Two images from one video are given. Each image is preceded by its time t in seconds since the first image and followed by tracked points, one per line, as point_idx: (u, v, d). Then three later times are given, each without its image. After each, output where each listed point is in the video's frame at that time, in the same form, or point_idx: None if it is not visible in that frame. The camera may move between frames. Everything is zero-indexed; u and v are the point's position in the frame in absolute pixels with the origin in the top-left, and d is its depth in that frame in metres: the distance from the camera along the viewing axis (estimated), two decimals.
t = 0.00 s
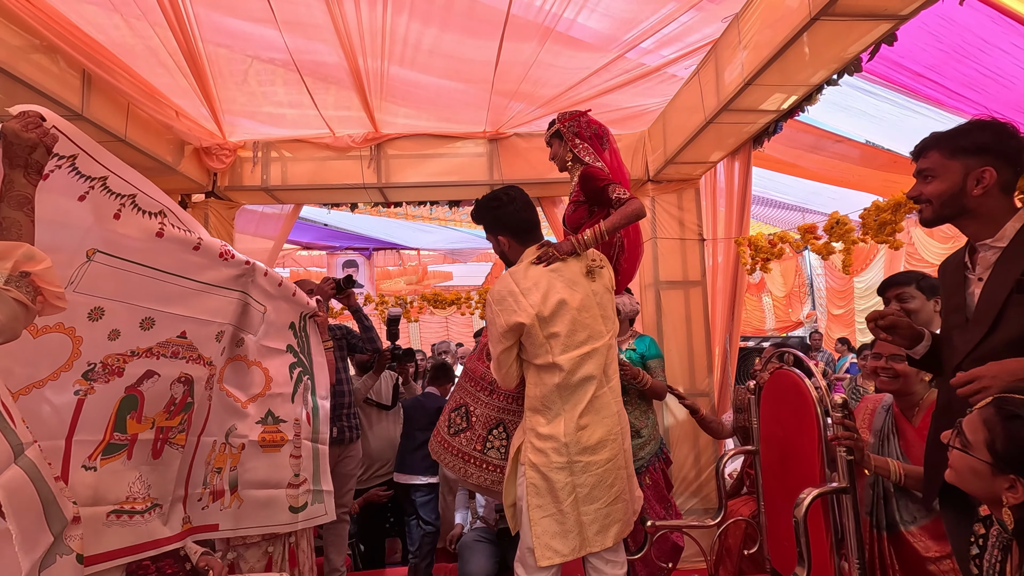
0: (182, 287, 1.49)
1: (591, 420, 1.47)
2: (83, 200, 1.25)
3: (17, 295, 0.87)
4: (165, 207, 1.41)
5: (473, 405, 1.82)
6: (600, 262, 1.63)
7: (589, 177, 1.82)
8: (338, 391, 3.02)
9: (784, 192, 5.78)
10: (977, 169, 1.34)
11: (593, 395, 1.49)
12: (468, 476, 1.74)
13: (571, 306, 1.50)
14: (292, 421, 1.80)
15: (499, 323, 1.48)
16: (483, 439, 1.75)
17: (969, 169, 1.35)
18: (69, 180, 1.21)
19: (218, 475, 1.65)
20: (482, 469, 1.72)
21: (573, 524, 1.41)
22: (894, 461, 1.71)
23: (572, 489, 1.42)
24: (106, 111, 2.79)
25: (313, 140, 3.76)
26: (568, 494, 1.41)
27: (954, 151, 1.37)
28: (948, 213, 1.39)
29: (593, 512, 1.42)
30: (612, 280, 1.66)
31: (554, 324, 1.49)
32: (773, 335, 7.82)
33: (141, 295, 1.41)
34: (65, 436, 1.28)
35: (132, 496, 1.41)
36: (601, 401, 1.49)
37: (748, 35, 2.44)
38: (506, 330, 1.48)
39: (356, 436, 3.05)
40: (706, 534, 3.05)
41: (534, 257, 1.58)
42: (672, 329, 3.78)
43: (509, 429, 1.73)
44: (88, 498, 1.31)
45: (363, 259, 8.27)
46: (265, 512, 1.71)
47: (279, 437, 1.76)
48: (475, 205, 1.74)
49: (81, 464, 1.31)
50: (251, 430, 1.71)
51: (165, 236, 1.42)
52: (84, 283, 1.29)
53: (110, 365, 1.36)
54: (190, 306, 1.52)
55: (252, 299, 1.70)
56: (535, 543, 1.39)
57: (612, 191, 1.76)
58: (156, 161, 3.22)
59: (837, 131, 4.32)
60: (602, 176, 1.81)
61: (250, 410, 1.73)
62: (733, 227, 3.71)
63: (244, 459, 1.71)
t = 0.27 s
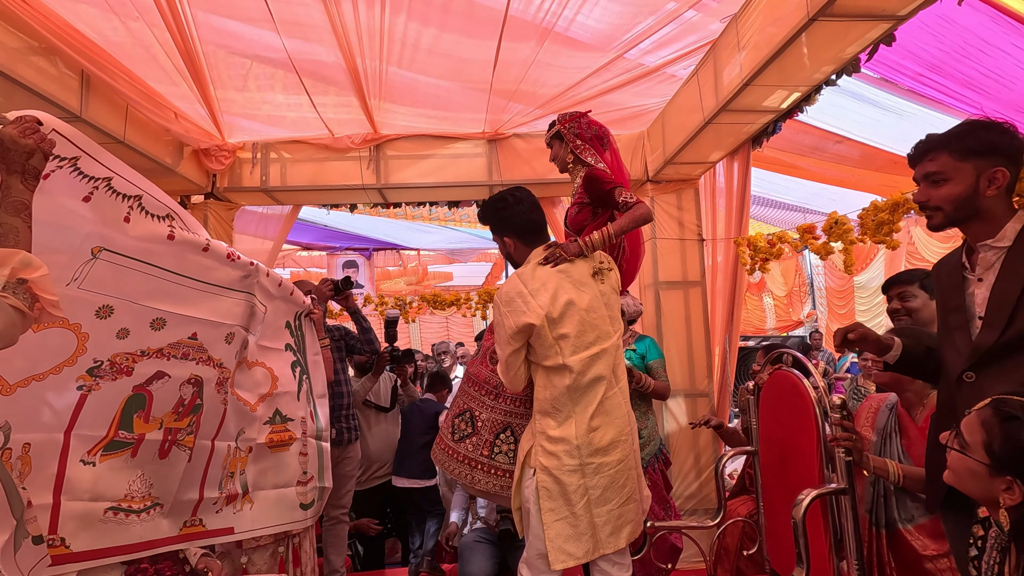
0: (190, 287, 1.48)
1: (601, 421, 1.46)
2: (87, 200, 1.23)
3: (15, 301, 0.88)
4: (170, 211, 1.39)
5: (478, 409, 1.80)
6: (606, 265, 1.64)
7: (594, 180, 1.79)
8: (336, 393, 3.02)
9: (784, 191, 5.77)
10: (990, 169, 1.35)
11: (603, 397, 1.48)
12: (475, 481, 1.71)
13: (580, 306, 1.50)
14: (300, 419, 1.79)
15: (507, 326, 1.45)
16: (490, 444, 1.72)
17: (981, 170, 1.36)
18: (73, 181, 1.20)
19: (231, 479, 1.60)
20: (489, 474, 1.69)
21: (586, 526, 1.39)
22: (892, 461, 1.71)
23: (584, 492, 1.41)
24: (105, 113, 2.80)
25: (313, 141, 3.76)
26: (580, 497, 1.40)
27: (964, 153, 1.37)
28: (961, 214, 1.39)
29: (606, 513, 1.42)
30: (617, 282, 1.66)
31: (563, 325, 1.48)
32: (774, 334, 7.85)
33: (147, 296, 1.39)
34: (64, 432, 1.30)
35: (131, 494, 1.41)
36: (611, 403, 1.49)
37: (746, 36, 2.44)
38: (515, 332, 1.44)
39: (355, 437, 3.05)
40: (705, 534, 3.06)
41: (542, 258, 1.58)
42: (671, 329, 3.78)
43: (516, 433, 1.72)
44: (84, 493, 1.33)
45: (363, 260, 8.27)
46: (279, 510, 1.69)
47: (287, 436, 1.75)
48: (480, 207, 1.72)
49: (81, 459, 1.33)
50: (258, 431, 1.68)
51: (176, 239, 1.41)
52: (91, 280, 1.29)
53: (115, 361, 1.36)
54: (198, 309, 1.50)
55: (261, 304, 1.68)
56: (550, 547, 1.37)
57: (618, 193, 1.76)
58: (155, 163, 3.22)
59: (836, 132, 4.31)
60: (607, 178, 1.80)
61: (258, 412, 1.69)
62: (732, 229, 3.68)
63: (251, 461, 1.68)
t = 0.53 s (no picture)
0: (195, 288, 1.48)
1: (607, 422, 1.45)
2: (101, 215, 1.26)
3: (13, 303, 0.88)
4: (173, 220, 1.42)
5: (480, 413, 1.68)
6: (609, 263, 1.63)
7: (595, 177, 1.78)
8: (334, 393, 3.02)
9: (784, 190, 5.77)
10: (991, 169, 1.35)
11: (608, 397, 1.47)
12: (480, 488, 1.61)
13: (582, 305, 1.49)
14: (302, 417, 1.80)
15: (511, 325, 1.45)
16: (494, 450, 1.62)
17: (983, 170, 1.36)
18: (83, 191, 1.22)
19: (241, 480, 1.60)
20: (494, 480, 1.59)
21: (593, 526, 1.39)
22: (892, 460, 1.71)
23: (591, 493, 1.41)
24: (104, 114, 2.80)
25: (312, 141, 3.76)
26: (586, 498, 1.40)
27: (966, 154, 1.36)
28: (966, 215, 1.38)
29: (613, 513, 1.41)
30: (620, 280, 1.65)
31: (566, 324, 1.47)
32: (775, 332, 7.87)
33: (153, 298, 1.39)
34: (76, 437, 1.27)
35: (142, 498, 1.36)
36: (618, 403, 1.48)
37: (745, 34, 2.43)
38: (519, 330, 1.44)
39: (354, 436, 3.06)
40: (706, 533, 3.06)
41: (544, 256, 1.58)
42: (671, 328, 3.78)
43: (520, 439, 1.61)
44: (95, 497, 1.29)
45: (364, 260, 8.28)
46: (287, 508, 1.70)
47: (288, 435, 1.76)
48: (480, 207, 1.72)
49: (95, 464, 1.30)
50: (258, 431, 1.69)
51: (182, 244, 1.43)
52: (100, 285, 1.29)
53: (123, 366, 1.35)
54: (204, 310, 1.50)
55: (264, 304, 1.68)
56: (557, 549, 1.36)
57: (619, 191, 1.73)
58: (155, 163, 3.23)
59: (836, 130, 4.31)
60: (608, 177, 1.78)
61: (257, 411, 1.69)
62: (732, 225, 3.69)
63: (256, 462, 1.67)
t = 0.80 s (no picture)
0: (206, 293, 1.50)
1: (600, 424, 1.42)
2: (111, 230, 1.26)
3: (15, 308, 0.86)
4: (179, 231, 1.48)
5: (475, 421, 1.71)
6: (602, 260, 1.62)
7: (591, 177, 1.76)
8: (334, 394, 3.02)
9: (785, 188, 5.76)
10: (984, 167, 1.35)
11: (599, 398, 1.43)
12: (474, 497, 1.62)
13: (568, 300, 1.47)
14: (303, 412, 1.80)
15: (497, 318, 1.44)
16: (487, 457, 1.63)
17: (976, 169, 1.36)
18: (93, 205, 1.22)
19: (241, 478, 1.59)
20: (488, 488, 1.60)
21: (588, 533, 1.34)
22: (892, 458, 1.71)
23: (585, 497, 1.36)
24: (104, 114, 2.81)
25: (312, 140, 3.76)
26: (581, 503, 1.35)
27: (954, 156, 1.37)
28: (964, 216, 1.38)
29: (608, 519, 1.37)
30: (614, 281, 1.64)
31: (551, 320, 1.45)
32: (777, 329, 7.91)
33: (164, 304, 1.42)
34: (94, 443, 1.30)
35: (160, 504, 1.39)
36: (611, 406, 1.45)
37: (745, 32, 2.43)
38: (505, 325, 1.43)
39: (354, 436, 3.06)
40: (708, 530, 3.06)
41: (532, 251, 1.57)
42: (671, 326, 3.78)
43: (514, 445, 1.63)
44: (113, 504, 1.32)
45: (365, 259, 8.29)
46: (288, 503, 1.67)
47: (290, 429, 1.75)
48: (470, 205, 1.73)
49: (115, 471, 1.33)
50: (260, 427, 1.68)
51: (192, 255, 1.45)
52: (109, 294, 1.30)
53: (137, 372, 1.37)
54: (214, 314, 1.52)
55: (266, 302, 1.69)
56: (549, 556, 1.33)
57: (615, 191, 1.71)
58: (155, 163, 3.23)
59: (837, 129, 4.30)
60: (604, 177, 1.76)
61: (257, 408, 1.69)
62: (732, 225, 3.66)
63: (258, 458, 1.67)
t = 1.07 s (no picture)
0: (220, 295, 1.50)
1: (584, 425, 1.38)
2: (133, 233, 1.22)
3: (12, 302, 0.87)
4: (190, 234, 1.45)
5: (469, 432, 1.79)
6: (592, 257, 1.60)
7: (583, 178, 1.67)
8: (335, 395, 2.99)
9: (786, 185, 5.76)
10: (971, 171, 1.37)
11: (583, 397, 1.39)
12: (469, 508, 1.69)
13: (553, 291, 1.45)
14: (304, 408, 1.81)
15: (480, 308, 1.46)
16: (481, 469, 1.71)
17: (963, 175, 1.38)
18: (111, 207, 1.17)
19: (241, 474, 1.62)
20: (482, 501, 1.67)
21: (575, 542, 1.34)
22: (893, 454, 1.71)
23: (571, 503, 1.35)
24: (106, 113, 2.81)
25: (314, 139, 3.76)
26: (567, 510, 1.34)
27: (935, 170, 1.40)
28: (969, 223, 1.40)
29: (597, 527, 1.34)
30: (605, 280, 1.60)
31: (533, 312, 1.43)
32: (778, 327, 7.90)
33: (180, 305, 1.40)
34: (106, 446, 1.28)
35: (173, 503, 1.41)
36: (598, 406, 1.41)
37: (746, 29, 2.42)
38: (488, 314, 1.44)
39: (356, 434, 3.07)
40: (710, 527, 3.07)
41: (517, 246, 1.55)
42: (673, 324, 3.79)
43: (506, 456, 1.70)
44: (129, 504, 1.33)
45: (366, 258, 8.30)
46: (290, 499, 1.72)
47: (292, 425, 1.77)
48: (459, 203, 1.77)
49: (128, 471, 1.33)
50: (261, 423, 1.70)
51: (207, 258, 1.43)
52: (126, 298, 1.27)
53: (151, 374, 1.35)
54: (226, 314, 1.53)
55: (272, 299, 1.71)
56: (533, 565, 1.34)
57: (607, 193, 1.63)
58: (158, 162, 3.24)
59: (838, 127, 4.29)
60: (597, 178, 1.66)
61: (257, 405, 1.70)
62: (732, 221, 3.71)
63: (259, 454, 1.70)
